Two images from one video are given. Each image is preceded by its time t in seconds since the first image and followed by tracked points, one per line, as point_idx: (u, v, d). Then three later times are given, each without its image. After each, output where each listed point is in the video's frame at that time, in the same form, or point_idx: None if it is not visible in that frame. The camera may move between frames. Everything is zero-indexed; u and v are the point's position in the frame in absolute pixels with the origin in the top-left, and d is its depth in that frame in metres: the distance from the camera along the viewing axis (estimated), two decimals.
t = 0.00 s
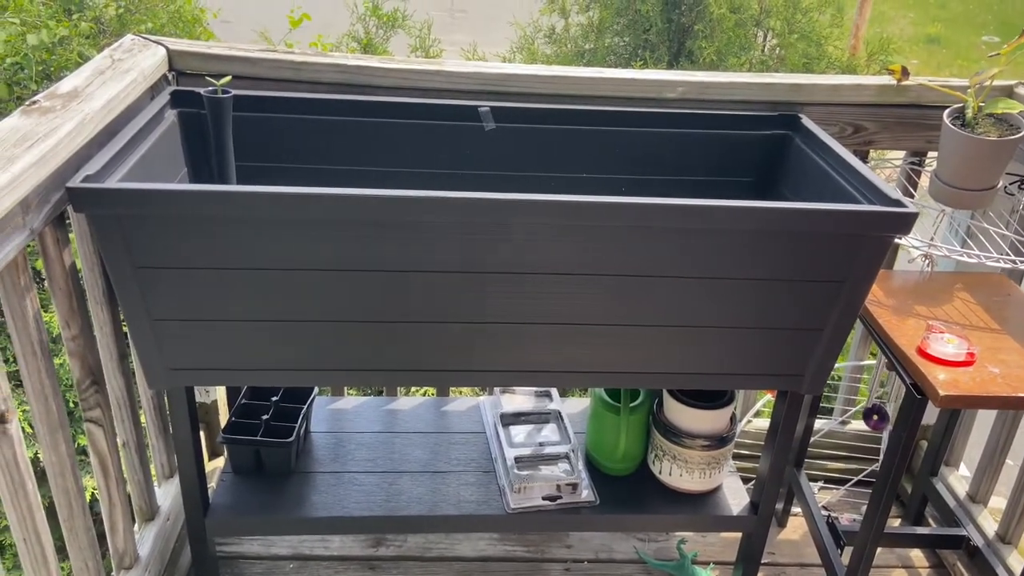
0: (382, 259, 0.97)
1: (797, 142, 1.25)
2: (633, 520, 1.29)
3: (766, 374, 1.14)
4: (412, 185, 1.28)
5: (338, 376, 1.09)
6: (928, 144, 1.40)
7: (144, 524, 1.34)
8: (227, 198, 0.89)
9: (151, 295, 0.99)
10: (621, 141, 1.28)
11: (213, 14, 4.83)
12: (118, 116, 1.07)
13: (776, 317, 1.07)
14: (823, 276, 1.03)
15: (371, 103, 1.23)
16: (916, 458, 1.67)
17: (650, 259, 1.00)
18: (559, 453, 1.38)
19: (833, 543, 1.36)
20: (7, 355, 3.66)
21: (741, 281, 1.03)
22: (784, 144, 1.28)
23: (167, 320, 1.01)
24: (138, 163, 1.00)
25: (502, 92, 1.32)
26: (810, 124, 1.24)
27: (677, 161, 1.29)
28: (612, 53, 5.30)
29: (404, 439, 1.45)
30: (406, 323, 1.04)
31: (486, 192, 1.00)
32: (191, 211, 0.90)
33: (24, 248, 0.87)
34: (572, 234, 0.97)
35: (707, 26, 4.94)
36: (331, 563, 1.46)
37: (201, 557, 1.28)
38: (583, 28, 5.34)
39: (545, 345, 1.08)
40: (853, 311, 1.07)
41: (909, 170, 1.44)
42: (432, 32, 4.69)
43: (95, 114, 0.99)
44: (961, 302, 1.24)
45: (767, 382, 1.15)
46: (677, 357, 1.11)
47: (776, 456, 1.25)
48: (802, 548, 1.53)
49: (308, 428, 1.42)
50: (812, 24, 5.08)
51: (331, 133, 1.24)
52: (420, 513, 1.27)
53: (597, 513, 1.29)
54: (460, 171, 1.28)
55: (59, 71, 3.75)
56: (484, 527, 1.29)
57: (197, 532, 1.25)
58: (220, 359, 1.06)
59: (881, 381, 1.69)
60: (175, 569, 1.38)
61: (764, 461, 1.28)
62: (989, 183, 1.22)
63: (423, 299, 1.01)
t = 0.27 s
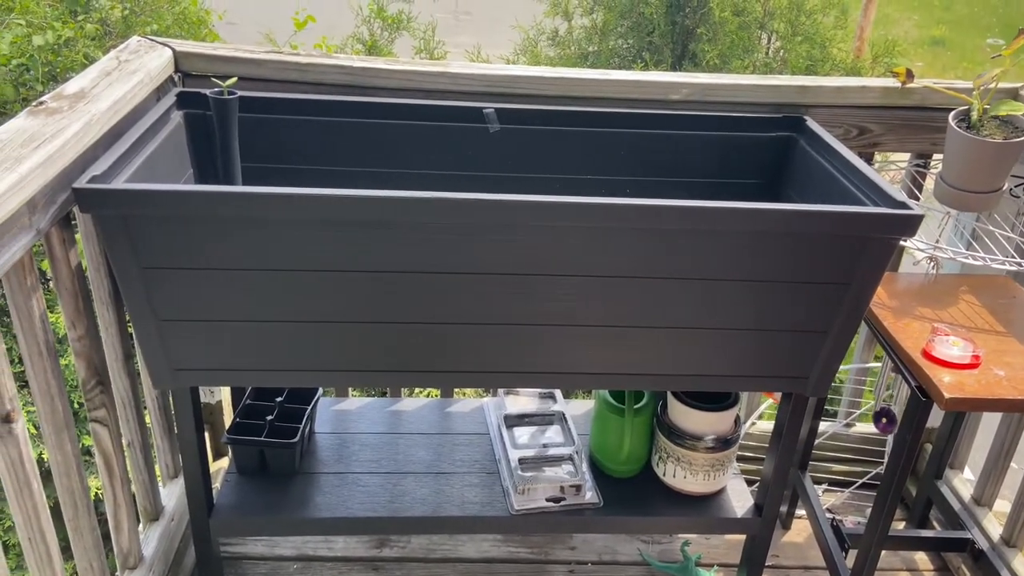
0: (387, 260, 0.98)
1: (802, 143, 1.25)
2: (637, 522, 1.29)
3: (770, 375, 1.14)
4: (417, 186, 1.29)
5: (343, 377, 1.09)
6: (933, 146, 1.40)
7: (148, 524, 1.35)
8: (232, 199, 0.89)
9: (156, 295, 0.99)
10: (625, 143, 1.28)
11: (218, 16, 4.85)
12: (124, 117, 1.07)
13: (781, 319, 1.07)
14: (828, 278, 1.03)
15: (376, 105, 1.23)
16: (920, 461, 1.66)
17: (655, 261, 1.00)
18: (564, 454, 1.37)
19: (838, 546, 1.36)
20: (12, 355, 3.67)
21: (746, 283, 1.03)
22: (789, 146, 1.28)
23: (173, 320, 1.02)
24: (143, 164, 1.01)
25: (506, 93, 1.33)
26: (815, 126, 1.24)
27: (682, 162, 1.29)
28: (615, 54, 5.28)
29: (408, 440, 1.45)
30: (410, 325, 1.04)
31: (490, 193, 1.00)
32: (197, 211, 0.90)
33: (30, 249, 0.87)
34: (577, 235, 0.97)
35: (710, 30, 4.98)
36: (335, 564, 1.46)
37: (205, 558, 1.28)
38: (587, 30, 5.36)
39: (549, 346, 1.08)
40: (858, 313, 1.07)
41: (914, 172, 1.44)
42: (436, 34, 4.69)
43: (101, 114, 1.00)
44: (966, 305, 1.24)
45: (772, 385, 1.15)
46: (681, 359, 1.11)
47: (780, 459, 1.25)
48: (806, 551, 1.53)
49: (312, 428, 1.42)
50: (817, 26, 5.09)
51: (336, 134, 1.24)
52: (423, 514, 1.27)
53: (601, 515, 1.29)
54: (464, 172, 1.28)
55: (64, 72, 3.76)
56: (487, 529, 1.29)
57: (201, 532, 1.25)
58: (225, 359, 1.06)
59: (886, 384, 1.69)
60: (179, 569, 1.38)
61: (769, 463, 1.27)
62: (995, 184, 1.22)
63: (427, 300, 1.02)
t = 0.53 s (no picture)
0: (391, 261, 0.98)
1: (807, 145, 1.25)
2: (640, 524, 1.29)
3: (774, 377, 1.14)
4: (422, 188, 1.29)
5: (347, 378, 1.09)
6: (938, 148, 1.40)
7: (153, 524, 1.35)
8: (237, 200, 0.90)
9: (161, 296, 0.99)
10: (629, 145, 1.28)
11: (224, 17, 4.87)
12: (130, 119, 1.08)
13: (785, 321, 1.07)
14: (833, 280, 1.03)
15: (381, 106, 1.24)
16: (925, 463, 1.66)
17: (659, 262, 1.00)
18: (568, 455, 1.37)
19: (842, 548, 1.36)
20: (19, 355, 3.69)
21: (750, 284, 1.03)
22: (793, 148, 1.28)
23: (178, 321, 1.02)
24: (149, 165, 1.01)
25: (511, 95, 1.33)
26: (820, 128, 1.24)
27: (686, 164, 1.29)
28: (620, 57, 5.37)
29: (412, 441, 1.45)
30: (415, 326, 1.04)
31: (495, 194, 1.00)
32: (202, 212, 0.91)
33: (37, 249, 0.88)
34: (581, 237, 0.97)
35: (714, 31, 5.06)
36: (339, 564, 1.46)
37: (210, 558, 1.28)
38: (591, 32, 5.37)
39: (553, 348, 1.08)
40: (863, 315, 1.06)
41: (919, 174, 1.44)
42: (440, 36, 4.71)
43: (108, 116, 1.00)
44: (971, 307, 1.24)
45: (776, 386, 1.15)
46: (685, 360, 1.11)
47: (784, 461, 1.25)
48: (810, 554, 1.53)
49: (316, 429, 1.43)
50: (821, 28, 5.03)
51: (341, 136, 1.24)
52: (427, 516, 1.27)
53: (605, 516, 1.28)
54: (469, 174, 1.29)
55: (71, 73, 3.78)
56: (491, 530, 1.29)
57: (206, 532, 1.25)
58: (230, 360, 1.07)
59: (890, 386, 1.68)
60: (184, 569, 1.38)
61: (773, 465, 1.27)
62: (999, 187, 1.22)
63: (431, 301, 1.02)
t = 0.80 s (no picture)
0: (395, 262, 0.98)
1: (811, 147, 1.25)
2: (644, 525, 1.29)
3: (778, 379, 1.14)
4: (426, 189, 1.29)
5: (352, 379, 1.09)
6: (942, 150, 1.40)
7: (158, 525, 1.35)
8: (242, 201, 0.90)
9: (167, 297, 1.00)
10: (634, 147, 1.28)
11: (229, 19, 4.88)
12: (136, 121, 1.08)
13: (789, 323, 1.07)
14: (837, 282, 1.03)
15: (385, 108, 1.24)
16: (930, 465, 1.66)
17: (663, 263, 1.00)
18: (572, 457, 1.38)
19: (846, 550, 1.36)
20: (25, 356, 3.70)
21: (754, 286, 1.03)
22: (797, 149, 1.28)
23: (183, 322, 1.02)
24: (155, 167, 1.01)
25: (516, 96, 1.33)
26: (824, 129, 1.24)
27: (690, 166, 1.29)
28: (625, 58, 5.35)
29: (416, 442, 1.45)
30: (419, 327, 1.04)
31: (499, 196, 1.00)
32: (208, 214, 0.91)
33: (43, 250, 0.88)
34: (585, 238, 0.97)
35: (721, 33, 5.03)
36: (343, 566, 1.46)
37: (214, 559, 1.28)
38: (595, 33, 5.39)
39: (557, 349, 1.08)
40: (867, 318, 1.06)
41: (923, 176, 1.44)
42: (444, 38, 4.72)
43: (114, 117, 1.00)
44: (976, 309, 1.24)
45: (780, 388, 1.15)
46: (689, 362, 1.11)
47: (789, 462, 1.25)
48: (814, 556, 1.52)
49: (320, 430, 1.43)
50: (826, 30, 5.03)
51: (346, 137, 1.24)
52: (431, 517, 1.27)
53: (609, 518, 1.28)
54: (473, 176, 1.29)
55: (77, 75, 3.79)
56: (495, 532, 1.29)
57: (210, 534, 1.26)
58: (235, 361, 1.07)
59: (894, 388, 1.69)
60: (188, 570, 1.39)
61: (777, 467, 1.27)
62: (1004, 189, 1.21)
63: (435, 302, 1.02)
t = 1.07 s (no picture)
0: (399, 264, 0.98)
1: (814, 149, 1.25)
2: (648, 527, 1.29)
3: (782, 381, 1.13)
4: (430, 191, 1.29)
5: (356, 380, 1.10)
6: (946, 151, 1.40)
7: (162, 527, 1.36)
8: (247, 204, 0.90)
9: (172, 299, 1.00)
10: (637, 149, 1.28)
11: (233, 21, 4.89)
12: (142, 123, 1.08)
13: (793, 324, 1.07)
14: (841, 283, 1.03)
15: (389, 110, 1.24)
16: (934, 467, 1.65)
17: (667, 264, 1.00)
18: (575, 459, 1.38)
19: (851, 552, 1.35)
20: (29, 357, 3.71)
21: (758, 288, 1.03)
22: (801, 151, 1.28)
23: (188, 324, 1.02)
24: (160, 169, 1.02)
25: (519, 98, 1.33)
26: (828, 131, 1.24)
27: (694, 167, 1.29)
28: (628, 59, 5.35)
29: (420, 443, 1.46)
30: (423, 329, 1.05)
31: (503, 197, 1.00)
32: (214, 216, 0.91)
33: (49, 253, 0.89)
34: (588, 240, 0.97)
35: (719, 36, 4.96)
36: (347, 567, 1.46)
37: (219, 560, 1.29)
38: (598, 34, 5.40)
39: (560, 351, 1.08)
40: (871, 319, 1.06)
41: (927, 177, 1.44)
42: (448, 39, 4.72)
43: (119, 119, 1.01)
44: (980, 310, 1.23)
45: (784, 390, 1.15)
46: (693, 363, 1.11)
47: (793, 464, 1.25)
48: (819, 558, 1.52)
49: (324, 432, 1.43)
50: (827, 31, 5.05)
51: (350, 140, 1.25)
52: (436, 519, 1.28)
53: (612, 520, 1.28)
54: (477, 178, 1.29)
55: (81, 77, 3.80)
56: (499, 533, 1.29)
57: (215, 535, 1.26)
58: (239, 363, 1.07)
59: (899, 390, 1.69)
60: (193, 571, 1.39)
61: (781, 468, 1.27)
62: (1008, 191, 1.21)
63: (440, 304, 1.02)
